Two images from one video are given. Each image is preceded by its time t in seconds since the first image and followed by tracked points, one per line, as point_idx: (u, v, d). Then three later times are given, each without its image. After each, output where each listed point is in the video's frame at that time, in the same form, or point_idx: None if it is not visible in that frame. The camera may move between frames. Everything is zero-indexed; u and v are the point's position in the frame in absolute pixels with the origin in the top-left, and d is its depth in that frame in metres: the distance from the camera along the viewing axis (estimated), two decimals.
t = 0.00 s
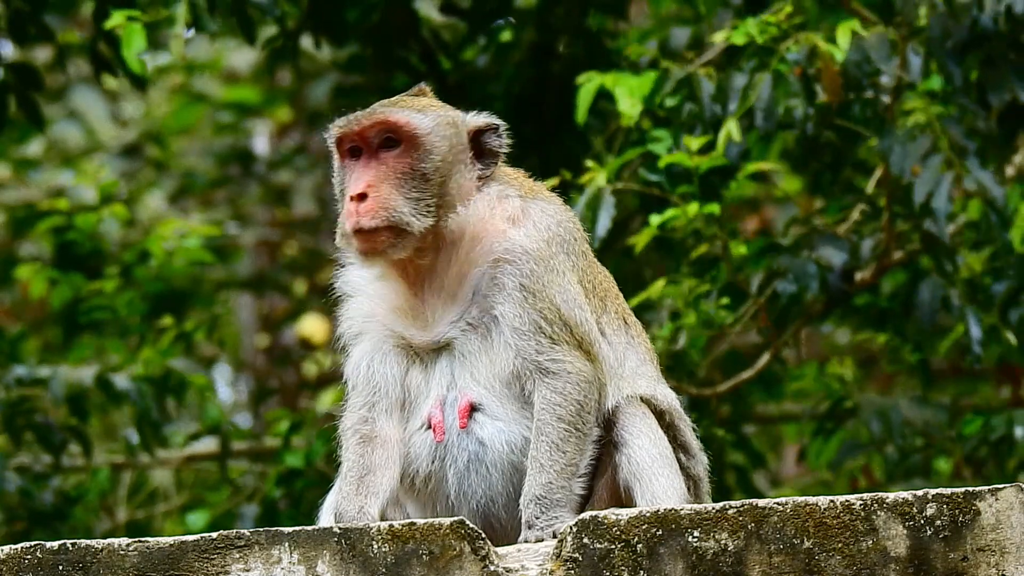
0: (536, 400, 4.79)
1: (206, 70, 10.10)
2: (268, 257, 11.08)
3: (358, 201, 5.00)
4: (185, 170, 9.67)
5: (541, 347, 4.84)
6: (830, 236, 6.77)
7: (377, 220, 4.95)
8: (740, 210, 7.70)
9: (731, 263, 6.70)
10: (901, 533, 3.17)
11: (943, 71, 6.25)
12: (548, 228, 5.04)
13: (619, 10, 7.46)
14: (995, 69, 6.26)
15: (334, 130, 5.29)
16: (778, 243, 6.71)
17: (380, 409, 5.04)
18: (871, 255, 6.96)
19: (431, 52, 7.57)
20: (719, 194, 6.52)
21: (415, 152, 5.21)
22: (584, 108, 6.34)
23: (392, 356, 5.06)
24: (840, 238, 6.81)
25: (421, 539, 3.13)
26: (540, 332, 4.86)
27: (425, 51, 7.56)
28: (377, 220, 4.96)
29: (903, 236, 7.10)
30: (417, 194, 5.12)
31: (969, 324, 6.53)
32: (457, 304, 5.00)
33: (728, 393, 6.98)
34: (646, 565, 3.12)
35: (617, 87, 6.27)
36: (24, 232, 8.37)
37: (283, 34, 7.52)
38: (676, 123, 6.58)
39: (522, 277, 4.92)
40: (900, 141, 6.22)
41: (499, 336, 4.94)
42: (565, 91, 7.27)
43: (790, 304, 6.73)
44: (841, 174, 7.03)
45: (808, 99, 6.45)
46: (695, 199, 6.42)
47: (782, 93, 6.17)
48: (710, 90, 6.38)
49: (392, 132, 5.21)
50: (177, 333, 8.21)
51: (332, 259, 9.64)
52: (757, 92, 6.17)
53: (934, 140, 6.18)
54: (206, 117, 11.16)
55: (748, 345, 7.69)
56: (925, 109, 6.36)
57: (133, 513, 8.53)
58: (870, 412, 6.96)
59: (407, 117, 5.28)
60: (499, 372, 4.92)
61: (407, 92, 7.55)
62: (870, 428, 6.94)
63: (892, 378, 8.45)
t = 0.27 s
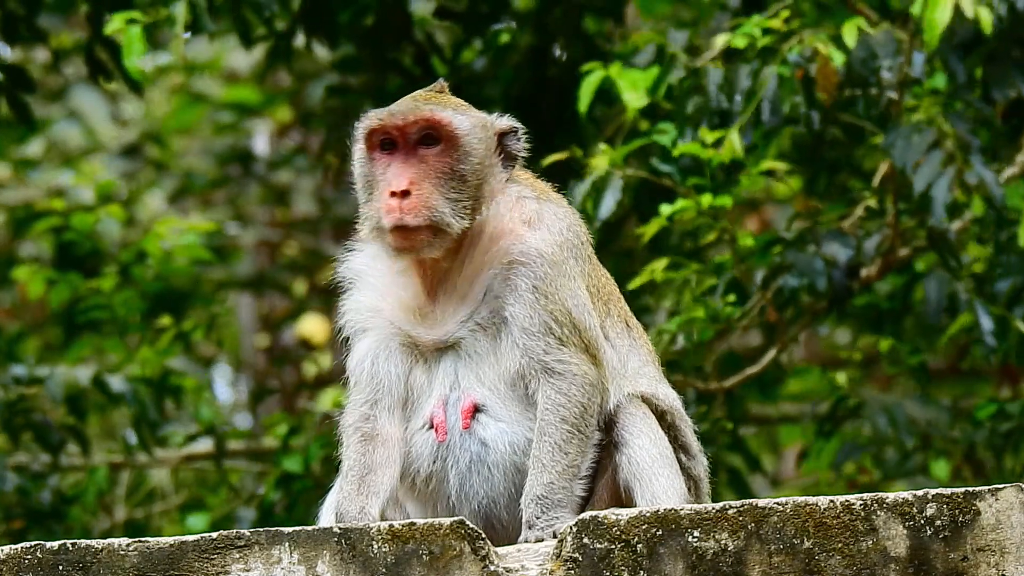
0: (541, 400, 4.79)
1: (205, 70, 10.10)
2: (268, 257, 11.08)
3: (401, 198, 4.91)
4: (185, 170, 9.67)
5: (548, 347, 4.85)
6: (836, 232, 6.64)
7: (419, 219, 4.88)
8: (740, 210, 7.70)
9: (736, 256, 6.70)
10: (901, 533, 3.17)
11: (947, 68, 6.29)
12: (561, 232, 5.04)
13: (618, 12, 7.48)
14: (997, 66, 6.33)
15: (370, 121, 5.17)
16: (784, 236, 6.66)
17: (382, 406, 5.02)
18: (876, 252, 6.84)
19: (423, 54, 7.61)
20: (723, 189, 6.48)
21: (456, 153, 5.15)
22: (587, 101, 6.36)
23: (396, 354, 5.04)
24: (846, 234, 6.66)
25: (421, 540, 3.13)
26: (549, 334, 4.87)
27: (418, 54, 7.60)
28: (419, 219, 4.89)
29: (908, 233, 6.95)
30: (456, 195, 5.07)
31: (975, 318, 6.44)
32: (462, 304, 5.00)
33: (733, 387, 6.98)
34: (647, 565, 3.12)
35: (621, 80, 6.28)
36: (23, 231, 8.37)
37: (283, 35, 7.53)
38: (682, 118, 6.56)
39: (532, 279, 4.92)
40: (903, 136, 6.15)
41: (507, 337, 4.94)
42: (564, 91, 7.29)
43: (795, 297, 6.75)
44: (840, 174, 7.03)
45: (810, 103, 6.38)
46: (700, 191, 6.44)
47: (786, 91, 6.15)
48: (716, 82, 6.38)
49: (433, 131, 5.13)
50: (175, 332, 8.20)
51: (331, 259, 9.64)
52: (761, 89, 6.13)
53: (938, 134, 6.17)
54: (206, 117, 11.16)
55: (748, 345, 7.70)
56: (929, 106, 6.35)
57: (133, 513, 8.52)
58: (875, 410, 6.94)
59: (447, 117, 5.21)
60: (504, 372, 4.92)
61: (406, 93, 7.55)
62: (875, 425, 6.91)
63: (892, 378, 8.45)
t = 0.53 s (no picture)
0: (545, 400, 4.79)
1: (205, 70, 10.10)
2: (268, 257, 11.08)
3: (436, 201, 4.88)
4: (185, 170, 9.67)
5: (553, 347, 4.86)
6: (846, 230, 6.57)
7: (451, 223, 4.87)
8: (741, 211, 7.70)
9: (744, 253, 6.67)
10: (901, 533, 3.17)
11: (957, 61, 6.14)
12: (570, 236, 5.06)
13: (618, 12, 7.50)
14: (1006, 62, 6.29)
15: (404, 116, 5.12)
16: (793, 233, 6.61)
17: (383, 405, 4.99)
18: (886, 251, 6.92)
19: (425, 54, 7.59)
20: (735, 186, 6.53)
21: (487, 156, 5.12)
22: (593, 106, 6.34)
23: (399, 353, 5.02)
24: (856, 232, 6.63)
25: (421, 539, 3.13)
26: (555, 335, 4.87)
27: (420, 55, 7.59)
28: (451, 223, 4.87)
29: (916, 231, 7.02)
30: (485, 198, 5.05)
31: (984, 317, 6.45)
32: (467, 304, 4.99)
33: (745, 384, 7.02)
34: (647, 565, 3.12)
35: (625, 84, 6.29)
36: (24, 231, 8.37)
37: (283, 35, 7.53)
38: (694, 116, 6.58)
39: (540, 280, 4.93)
40: (918, 132, 6.14)
41: (512, 338, 4.94)
42: (564, 91, 7.32)
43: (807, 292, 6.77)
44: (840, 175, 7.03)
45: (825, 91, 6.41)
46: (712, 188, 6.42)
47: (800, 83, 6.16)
48: (729, 80, 6.38)
49: (467, 132, 5.10)
50: (176, 332, 8.20)
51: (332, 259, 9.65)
52: (775, 80, 6.16)
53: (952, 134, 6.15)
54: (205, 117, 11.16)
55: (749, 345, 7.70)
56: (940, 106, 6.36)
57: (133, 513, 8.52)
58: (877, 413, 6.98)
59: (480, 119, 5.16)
60: (508, 372, 4.93)
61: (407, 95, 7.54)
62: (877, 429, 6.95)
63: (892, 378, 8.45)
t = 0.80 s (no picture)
0: (549, 400, 4.79)
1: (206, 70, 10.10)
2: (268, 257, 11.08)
3: (467, 197, 4.85)
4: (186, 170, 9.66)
5: (558, 347, 4.86)
6: (850, 235, 6.59)
7: (481, 220, 4.83)
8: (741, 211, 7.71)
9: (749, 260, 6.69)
10: (901, 533, 3.17)
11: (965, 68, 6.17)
12: (578, 238, 5.07)
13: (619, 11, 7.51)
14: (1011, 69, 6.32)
15: (439, 108, 5.11)
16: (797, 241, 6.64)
17: (384, 404, 4.98)
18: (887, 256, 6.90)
19: (431, 55, 7.53)
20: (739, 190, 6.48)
21: (512, 154, 5.04)
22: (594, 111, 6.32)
23: (401, 352, 5.01)
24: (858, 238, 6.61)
25: (421, 540, 3.13)
26: (560, 335, 4.88)
27: (426, 55, 7.53)
28: (481, 220, 4.84)
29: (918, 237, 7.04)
30: (509, 197, 4.98)
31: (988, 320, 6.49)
32: (471, 304, 5.00)
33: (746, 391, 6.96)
34: (646, 565, 3.12)
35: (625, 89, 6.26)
36: (25, 231, 8.37)
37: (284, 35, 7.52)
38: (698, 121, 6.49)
39: (547, 281, 4.95)
40: (924, 139, 6.08)
41: (517, 339, 4.95)
42: (563, 92, 7.24)
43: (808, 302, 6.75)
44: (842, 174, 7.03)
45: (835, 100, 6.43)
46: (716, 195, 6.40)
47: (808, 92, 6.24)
48: (735, 84, 6.36)
49: (497, 130, 5.03)
50: (178, 332, 8.20)
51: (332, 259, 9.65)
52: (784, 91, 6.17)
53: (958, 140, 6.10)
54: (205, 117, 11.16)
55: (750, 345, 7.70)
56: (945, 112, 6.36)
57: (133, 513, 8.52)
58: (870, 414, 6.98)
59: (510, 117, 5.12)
60: (511, 372, 4.94)
61: (409, 95, 7.52)
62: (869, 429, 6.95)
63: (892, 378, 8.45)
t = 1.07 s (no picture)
0: (550, 400, 4.80)
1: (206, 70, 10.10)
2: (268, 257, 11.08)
3: (486, 192, 4.84)
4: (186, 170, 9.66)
5: (561, 347, 4.88)
6: (842, 236, 6.64)
7: (499, 217, 4.82)
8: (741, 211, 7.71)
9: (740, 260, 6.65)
10: (901, 533, 3.17)
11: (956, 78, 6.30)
12: (582, 240, 5.08)
13: (619, 11, 7.51)
14: (1006, 75, 6.38)
15: (458, 105, 5.12)
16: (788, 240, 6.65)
17: (385, 403, 4.96)
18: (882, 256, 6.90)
19: (429, 52, 7.58)
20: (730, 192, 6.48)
21: (528, 154, 5.03)
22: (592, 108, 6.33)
23: (403, 351, 5.00)
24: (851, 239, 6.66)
25: (421, 539, 3.13)
26: (563, 336, 4.90)
27: (423, 52, 7.58)
28: (499, 217, 4.83)
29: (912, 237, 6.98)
30: (524, 196, 4.96)
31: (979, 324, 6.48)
32: (475, 303, 5.00)
33: (736, 391, 6.90)
34: (647, 565, 3.12)
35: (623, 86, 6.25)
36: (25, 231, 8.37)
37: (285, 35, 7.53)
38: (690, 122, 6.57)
39: (552, 282, 4.96)
40: (914, 144, 6.10)
41: (519, 339, 4.96)
42: (564, 91, 7.24)
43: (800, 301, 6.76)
44: (843, 173, 7.03)
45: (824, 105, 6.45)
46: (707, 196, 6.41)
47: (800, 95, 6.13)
48: (726, 91, 6.35)
49: (513, 129, 5.03)
50: (178, 331, 8.21)
51: (332, 259, 9.65)
52: (772, 94, 6.12)
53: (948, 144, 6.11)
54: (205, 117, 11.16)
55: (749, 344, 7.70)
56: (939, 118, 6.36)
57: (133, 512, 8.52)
58: (871, 412, 6.92)
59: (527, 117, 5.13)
60: (513, 372, 4.95)
61: (406, 91, 7.58)
62: (871, 427, 6.89)
63: (892, 377, 8.45)
